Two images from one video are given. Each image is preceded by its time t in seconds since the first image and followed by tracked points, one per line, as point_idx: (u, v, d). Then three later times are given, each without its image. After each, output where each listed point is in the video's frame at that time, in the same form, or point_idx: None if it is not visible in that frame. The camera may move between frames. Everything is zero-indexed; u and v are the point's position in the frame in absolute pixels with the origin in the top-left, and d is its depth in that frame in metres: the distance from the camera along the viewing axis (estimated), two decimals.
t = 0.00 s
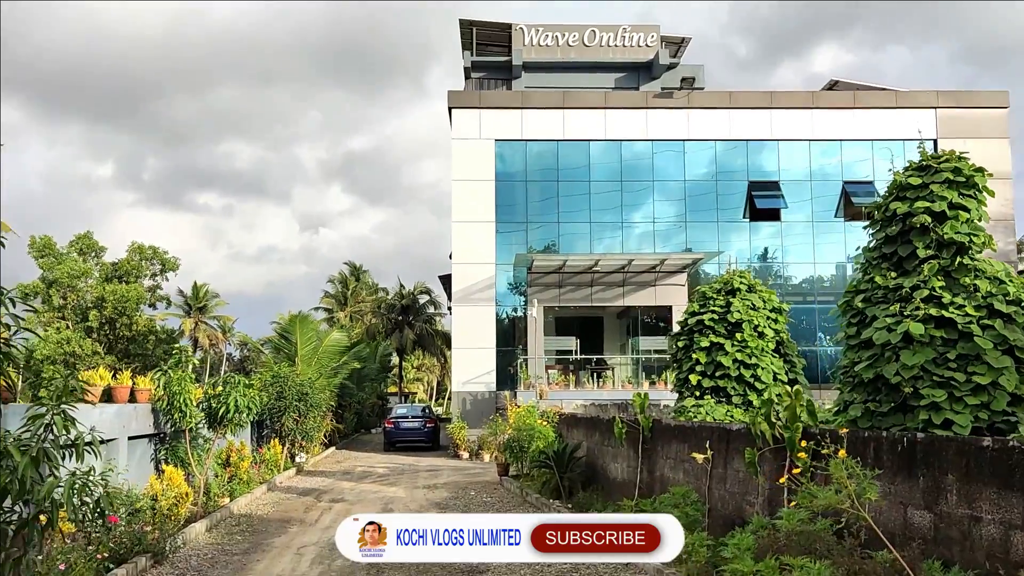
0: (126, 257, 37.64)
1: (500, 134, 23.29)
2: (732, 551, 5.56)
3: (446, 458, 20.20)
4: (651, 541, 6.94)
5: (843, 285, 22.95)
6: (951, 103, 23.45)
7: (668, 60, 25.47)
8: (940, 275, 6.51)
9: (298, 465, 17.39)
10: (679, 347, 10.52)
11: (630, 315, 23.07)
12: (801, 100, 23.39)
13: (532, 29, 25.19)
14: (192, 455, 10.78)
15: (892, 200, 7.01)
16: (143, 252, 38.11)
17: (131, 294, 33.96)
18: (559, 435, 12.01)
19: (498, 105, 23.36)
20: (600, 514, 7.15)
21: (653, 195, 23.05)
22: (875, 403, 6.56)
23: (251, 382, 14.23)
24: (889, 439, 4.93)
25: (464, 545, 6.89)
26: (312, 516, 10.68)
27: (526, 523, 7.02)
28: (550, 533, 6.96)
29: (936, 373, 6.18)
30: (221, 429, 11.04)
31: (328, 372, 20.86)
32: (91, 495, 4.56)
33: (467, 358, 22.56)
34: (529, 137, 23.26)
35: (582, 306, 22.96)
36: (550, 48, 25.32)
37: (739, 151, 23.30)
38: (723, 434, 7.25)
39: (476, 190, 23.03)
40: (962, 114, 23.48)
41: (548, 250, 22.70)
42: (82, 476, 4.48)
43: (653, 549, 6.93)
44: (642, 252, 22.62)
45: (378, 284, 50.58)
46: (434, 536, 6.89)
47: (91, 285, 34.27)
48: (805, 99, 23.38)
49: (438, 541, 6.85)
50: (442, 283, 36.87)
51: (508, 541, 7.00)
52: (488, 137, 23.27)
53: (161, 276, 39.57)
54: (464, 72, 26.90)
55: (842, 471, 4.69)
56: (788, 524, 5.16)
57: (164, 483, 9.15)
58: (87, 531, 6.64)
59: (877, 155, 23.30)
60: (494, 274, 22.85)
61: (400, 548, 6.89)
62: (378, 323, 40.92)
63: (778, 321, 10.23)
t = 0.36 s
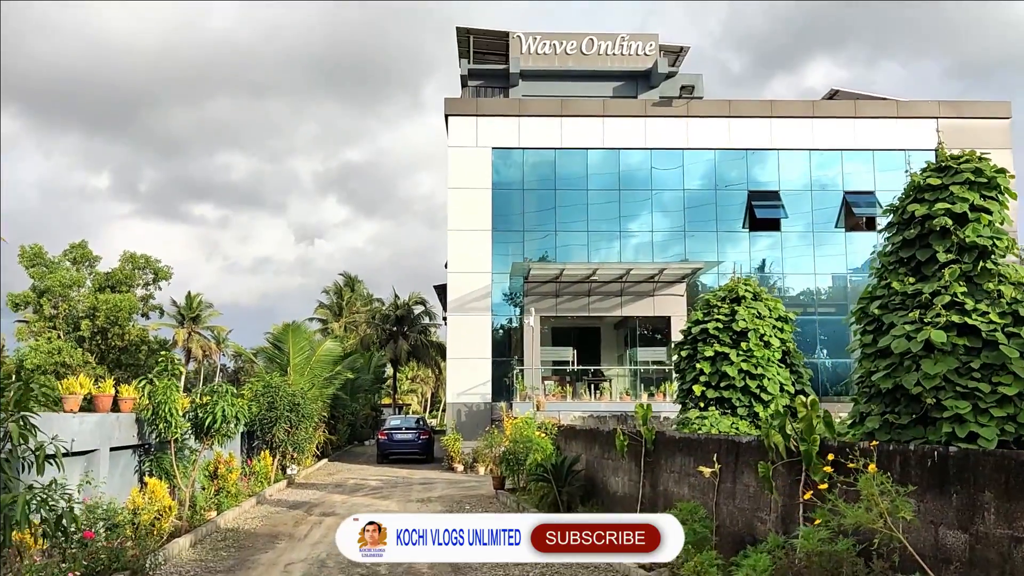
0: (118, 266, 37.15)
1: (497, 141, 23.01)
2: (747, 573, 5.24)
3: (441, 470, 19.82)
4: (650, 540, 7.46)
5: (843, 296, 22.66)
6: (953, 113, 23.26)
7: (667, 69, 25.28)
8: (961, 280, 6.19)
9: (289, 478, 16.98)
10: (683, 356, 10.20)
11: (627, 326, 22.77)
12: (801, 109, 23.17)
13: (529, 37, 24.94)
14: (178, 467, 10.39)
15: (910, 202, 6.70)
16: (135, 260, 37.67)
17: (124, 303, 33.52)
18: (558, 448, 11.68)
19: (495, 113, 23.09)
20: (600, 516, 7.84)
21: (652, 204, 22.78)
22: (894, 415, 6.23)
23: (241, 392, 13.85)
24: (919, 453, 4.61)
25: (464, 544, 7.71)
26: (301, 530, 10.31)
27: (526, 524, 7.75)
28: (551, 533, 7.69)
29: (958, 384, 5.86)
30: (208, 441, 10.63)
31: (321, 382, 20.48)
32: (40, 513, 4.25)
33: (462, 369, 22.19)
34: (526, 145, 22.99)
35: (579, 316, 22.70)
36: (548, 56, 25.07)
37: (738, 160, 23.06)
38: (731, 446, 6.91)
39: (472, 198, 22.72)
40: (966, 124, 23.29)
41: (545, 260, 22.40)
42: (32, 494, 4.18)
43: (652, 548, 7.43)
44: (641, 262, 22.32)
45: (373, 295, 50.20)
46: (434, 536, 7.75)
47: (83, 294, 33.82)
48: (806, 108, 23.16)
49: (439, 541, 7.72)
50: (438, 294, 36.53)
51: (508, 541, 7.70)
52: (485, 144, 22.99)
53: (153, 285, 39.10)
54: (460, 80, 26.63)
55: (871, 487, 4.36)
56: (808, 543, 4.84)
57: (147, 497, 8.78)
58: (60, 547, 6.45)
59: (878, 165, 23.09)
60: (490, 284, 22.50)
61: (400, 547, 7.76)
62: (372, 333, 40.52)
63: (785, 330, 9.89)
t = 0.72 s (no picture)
0: (105, 280, 36.67)
1: (490, 154, 22.74)
2: None
3: (431, 489, 19.40)
4: (650, 540, 7.48)
5: (842, 312, 22.37)
6: (951, 127, 23.10)
7: (662, 83, 25.12)
8: (981, 291, 5.88)
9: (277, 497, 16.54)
10: (683, 372, 9.89)
11: (622, 342, 22.38)
12: (798, 123, 22.99)
13: (523, 50, 24.76)
14: (158, 487, 9.95)
15: (926, 210, 6.42)
16: (123, 274, 37.19)
17: (111, 318, 33.06)
18: (554, 467, 11.34)
19: (489, 125, 22.85)
20: (604, 516, 7.99)
21: (647, 218, 22.52)
22: (912, 433, 5.90)
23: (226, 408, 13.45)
24: (949, 475, 4.30)
25: (464, 544, 7.82)
26: (287, 552, 9.91)
27: (527, 525, 7.91)
28: (551, 533, 7.93)
29: (980, 401, 5.55)
30: (189, 459, 10.18)
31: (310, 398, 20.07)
32: None
33: (454, 385, 21.81)
34: (520, 158, 22.72)
35: (573, 331, 22.38)
36: (542, 69, 24.86)
37: (734, 174, 22.84)
38: (739, 466, 6.58)
39: (466, 212, 22.43)
40: (964, 139, 23.11)
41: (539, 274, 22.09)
42: None
43: (651, 548, 7.43)
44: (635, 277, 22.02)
45: (364, 310, 49.76)
46: (434, 536, 7.88)
47: (69, 308, 33.35)
48: (803, 122, 22.97)
49: (438, 541, 7.84)
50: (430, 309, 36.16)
51: (508, 540, 7.89)
52: (478, 157, 22.72)
53: (141, 299, 38.62)
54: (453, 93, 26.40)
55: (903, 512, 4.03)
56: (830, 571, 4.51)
57: (124, 518, 8.39)
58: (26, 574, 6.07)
59: (875, 180, 22.91)
60: (483, 298, 22.16)
61: (400, 546, 7.97)
62: (363, 349, 40.09)
63: (788, 345, 9.56)
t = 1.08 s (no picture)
0: (91, 297, 36.17)
1: (483, 169, 22.48)
2: None
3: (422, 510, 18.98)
4: (650, 540, 7.57)
5: (838, 330, 22.09)
6: (947, 144, 22.98)
7: (656, 98, 24.95)
8: (1001, 305, 5.58)
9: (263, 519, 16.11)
10: (683, 391, 9.57)
11: (616, 360, 22.13)
12: (793, 139, 22.84)
13: (517, 65, 24.50)
14: (135, 511, 9.53)
15: (940, 221, 6.14)
16: (109, 291, 36.72)
17: (97, 336, 32.57)
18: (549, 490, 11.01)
19: (482, 140, 22.59)
20: (602, 516, 7.89)
21: (641, 235, 22.26)
22: (929, 457, 5.58)
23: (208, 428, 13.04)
24: (981, 504, 4.08)
25: (464, 544, 7.94)
26: None
27: (527, 524, 8.12)
28: (551, 532, 8.00)
29: (1003, 422, 5.23)
30: (168, 482, 9.76)
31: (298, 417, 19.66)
32: None
33: (445, 404, 21.41)
34: (512, 173, 22.46)
35: (567, 349, 22.04)
36: (535, 84, 24.58)
37: (728, 190, 22.63)
38: (745, 490, 6.26)
39: (458, 227, 22.13)
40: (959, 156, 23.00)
41: (532, 291, 21.77)
42: None
43: (652, 548, 7.52)
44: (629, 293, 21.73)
45: (354, 328, 49.32)
46: (434, 536, 7.99)
47: (54, 326, 32.85)
48: (798, 138, 22.82)
49: (439, 541, 7.92)
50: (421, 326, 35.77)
51: (507, 540, 8.11)
52: (471, 172, 22.45)
53: (128, 316, 38.13)
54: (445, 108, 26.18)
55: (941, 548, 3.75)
56: None
57: (98, 544, 8.03)
58: None
59: (871, 197, 22.73)
60: (476, 315, 21.83)
61: (399, 546, 8.13)
62: (353, 367, 39.65)
63: (791, 363, 9.25)
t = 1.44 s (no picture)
0: (82, 308, 35.74)
1: (478, 178, 22.19)
2: None
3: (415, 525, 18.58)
4: (650, 540, 7.57)
5: (838, 342, 21.78)
6: (948, 154, 22.79)
7: (653, 108, 24.72)
8: None
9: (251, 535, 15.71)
10: (685, 403, 9.23)
11: (613, 372, 21.68)
12: (792, 149, 22.60)
13: (512, 74, 24.23)
14: (114, 528, 9.11)
15: (961, 223, 5.82)
16: (100, 302, 36.32)
17: (88, 348, 32.14)
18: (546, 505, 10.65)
19: (477, 149, 22.29)
20: (600, 515, 7.81)
21: (639, 245, 21.97)
22: (953, 472, 5.24)
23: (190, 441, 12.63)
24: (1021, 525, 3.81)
25: (464, 544, 8.02)
26: None
27: (526, 525, 8.08)
28: (551, 532, 7.95)
29: None
30: (149, 497, 9.34)
31: (289, 430, 19.26)
32: None
33: (438, 417, 21.02)
34: (508, 182, 22.17)
35: (563, 360, 21.70)
36: (531, 93, 24.32)
37: (726, 200, 22.39)
38: (755, 508, 5.92)
39: (452, 237, 21.81)
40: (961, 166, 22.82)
41: (528, 301, 21.44)
42: None
43: (652, 548, 7.54)
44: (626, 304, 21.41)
45: (348, 341, 48.91)
46: (433, 536, 8.10)
47: (43, 337, 32.42)
48: (798, 148, 22.56)
49: (439, 541, 8.02)
50: (415, 338, 35.37)
51: (509, 540, 8.12)
52: (466, 181, 22.15)
53: (118, 328, 37.68)
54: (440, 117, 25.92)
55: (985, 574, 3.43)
56: None
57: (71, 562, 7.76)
58: None
59: (872, 207, 22.51)
60: (470, 326, 21.47)
61: (400, 546, 8.13)
62: (346, 381, 39.20)
63: (798, 374, 8.91)
